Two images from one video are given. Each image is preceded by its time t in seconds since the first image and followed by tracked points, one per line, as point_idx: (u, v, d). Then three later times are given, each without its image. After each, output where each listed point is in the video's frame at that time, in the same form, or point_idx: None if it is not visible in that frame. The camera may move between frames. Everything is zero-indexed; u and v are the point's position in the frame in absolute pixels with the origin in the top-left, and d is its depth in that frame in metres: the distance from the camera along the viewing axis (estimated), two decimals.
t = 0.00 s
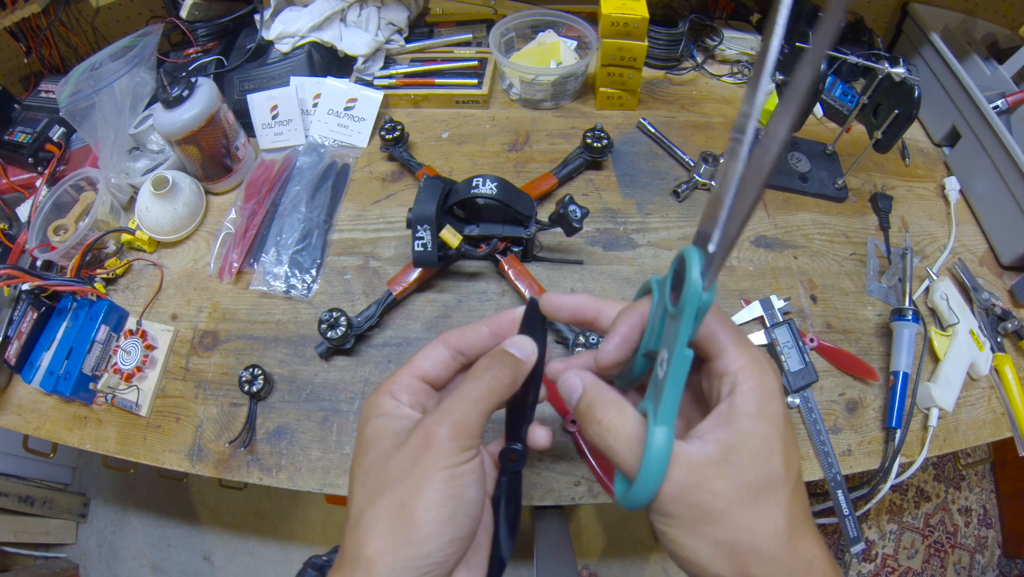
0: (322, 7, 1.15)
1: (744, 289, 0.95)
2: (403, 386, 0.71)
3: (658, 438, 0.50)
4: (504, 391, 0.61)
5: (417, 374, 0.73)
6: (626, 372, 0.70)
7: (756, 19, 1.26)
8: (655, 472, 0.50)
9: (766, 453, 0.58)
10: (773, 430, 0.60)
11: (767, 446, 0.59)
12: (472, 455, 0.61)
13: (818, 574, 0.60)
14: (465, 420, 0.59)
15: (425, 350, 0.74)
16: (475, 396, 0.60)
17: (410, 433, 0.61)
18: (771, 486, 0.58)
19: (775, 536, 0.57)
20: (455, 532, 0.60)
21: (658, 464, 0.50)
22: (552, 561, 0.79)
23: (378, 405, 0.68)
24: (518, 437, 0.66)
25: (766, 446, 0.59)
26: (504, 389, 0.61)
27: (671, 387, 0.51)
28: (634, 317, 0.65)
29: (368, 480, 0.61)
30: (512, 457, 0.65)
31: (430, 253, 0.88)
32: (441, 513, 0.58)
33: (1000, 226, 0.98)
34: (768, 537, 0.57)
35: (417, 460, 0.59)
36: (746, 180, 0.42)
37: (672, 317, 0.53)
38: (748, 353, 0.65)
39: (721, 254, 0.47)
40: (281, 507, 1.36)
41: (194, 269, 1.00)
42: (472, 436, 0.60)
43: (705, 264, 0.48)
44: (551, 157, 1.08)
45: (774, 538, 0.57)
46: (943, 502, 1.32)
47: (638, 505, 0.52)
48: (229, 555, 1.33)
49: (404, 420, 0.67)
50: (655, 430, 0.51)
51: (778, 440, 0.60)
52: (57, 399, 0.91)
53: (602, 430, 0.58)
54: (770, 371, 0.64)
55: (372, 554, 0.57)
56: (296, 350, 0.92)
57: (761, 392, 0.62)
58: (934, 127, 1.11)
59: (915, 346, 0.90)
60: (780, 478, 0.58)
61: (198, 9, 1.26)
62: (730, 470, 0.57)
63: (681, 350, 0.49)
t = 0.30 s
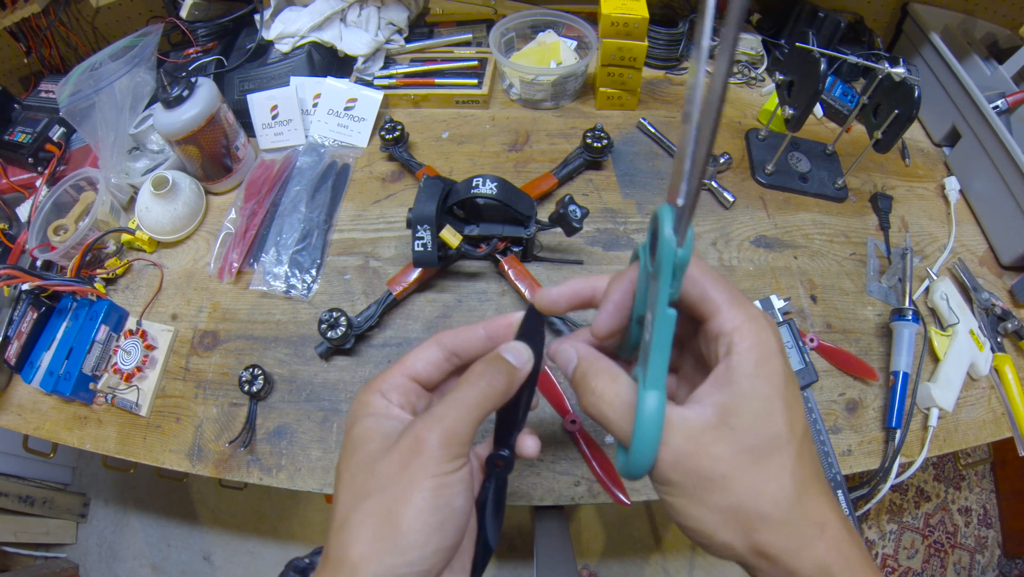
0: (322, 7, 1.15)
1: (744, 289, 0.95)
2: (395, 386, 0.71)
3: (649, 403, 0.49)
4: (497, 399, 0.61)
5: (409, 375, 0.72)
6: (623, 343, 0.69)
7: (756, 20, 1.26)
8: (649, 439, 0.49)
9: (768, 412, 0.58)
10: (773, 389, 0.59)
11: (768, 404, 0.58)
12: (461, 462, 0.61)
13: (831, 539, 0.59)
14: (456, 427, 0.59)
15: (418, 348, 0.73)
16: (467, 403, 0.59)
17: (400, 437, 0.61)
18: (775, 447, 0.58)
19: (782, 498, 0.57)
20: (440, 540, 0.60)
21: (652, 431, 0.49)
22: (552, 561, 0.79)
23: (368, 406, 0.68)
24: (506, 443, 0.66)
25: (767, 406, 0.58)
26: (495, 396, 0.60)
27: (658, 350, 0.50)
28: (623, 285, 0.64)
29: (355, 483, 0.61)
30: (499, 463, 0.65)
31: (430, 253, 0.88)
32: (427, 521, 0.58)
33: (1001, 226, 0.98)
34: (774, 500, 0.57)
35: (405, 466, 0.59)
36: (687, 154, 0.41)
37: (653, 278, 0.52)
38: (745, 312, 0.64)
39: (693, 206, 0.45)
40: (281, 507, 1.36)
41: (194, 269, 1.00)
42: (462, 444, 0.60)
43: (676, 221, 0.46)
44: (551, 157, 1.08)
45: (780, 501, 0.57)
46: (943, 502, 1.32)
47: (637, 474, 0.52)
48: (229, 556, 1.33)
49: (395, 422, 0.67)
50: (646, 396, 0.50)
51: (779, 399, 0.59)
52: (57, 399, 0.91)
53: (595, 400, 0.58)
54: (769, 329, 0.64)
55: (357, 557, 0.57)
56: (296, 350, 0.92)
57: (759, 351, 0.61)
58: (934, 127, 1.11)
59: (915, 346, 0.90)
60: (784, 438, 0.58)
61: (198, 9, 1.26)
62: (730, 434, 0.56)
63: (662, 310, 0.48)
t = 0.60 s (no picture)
0: (322, 7, 1.15)
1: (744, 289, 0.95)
2: (390, 392, 0.71)
3: (655, 399, 0.47)
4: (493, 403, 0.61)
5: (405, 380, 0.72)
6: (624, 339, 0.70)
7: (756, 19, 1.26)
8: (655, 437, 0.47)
9: (775, 409, 0.59)
10: (778, 385, 0.60)
11: (774, 401, 0.59)
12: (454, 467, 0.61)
13: (841, 540, 0.60)
14: (449, 430, 0.59)
15: (412, 353, 0.73)
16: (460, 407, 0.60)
17: (393, 443, 0.61)
18: (784, 443, 0.58)
19: (791, 496, 0.57)
20: (434, 546, 0.59)
21: (658, 430, 0.47)
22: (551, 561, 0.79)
23: (363, 413, 0.68)
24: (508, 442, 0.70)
25: (774, 402, 0.59)
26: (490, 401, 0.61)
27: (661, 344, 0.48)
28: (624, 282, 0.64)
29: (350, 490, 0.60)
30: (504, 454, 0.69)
31: (430, 253, 0.88)
32: (420, 525, 0.58)
33: (1001, 226, 0.98)
34: (784, 497, 0.57)
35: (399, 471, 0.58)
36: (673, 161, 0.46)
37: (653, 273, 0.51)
38: (745, 309, 0.65)
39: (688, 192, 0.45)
40: (281, 507, 1.35)
41: (194, 269, 1.00)
42: (456, 447, 0.60)
43: (673, 210, 0.46)
44: (551, 157, 1.08)
45: (789, 499, 0.57)
46: (943, 502, 1.32)
47: (644, 474, 0.49)
48: (229, 556, 1.34)
49: (388, 426, 0.66)
50: (652, 392, 0.47)
51: (785, 395, 0.60)
52: (57, 399, 0.91)
53: (601, 399, 0.56)
54: (771, 324, 0.65)
55: (350, 563, 0.56)
56: (296, 350, 0.92)
57: (762, 348, 0.62)
58: (934, 127, 1.11)
59: (915, 346, 0.90)
60: (792, 436, 0.59)
61: (198, 9, 1.26)
62: (739, 433, 0.57)
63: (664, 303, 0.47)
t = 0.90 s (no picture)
0: (322, 7, 1.15)
1: (744, 289, 0.95)
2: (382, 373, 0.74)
3: (644, 464, 0.49)
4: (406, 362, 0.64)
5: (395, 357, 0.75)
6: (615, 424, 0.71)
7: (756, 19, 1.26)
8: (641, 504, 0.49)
9: (755, 473, 0.60)
10: (759, 449, 0.61)
11: (756, 465, 0.60)
12: (368, 431, 0.65)
13: None
14: (345, 398, 0.64)
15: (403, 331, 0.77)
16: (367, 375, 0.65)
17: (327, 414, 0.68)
18: (764, 507, 0.60)
19: (769, 553, 0.59)
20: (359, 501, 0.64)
21: (646, 496, 0.49)
22: (551, 561, 0.79)
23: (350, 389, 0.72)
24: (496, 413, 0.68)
25: (755, 468, 0.60)
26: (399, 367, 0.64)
27: (651, 412, 0.52)
28: (616, 366, 0.69)
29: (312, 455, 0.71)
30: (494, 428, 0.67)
31: (430, 253, 0.88)
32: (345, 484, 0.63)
33: (1000, 226, 0.98)
34: (764, 555, 0.59)
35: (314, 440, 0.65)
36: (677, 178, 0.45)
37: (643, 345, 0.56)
38: (726, 380, 0.65)
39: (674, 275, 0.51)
40: (281, 507, 1.35)
41: (194, 269, 1.00)
42: (356, 413, 0.63)
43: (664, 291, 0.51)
44: (551, 158, 1.08)
45: (767, 554, 0.59)
46: (943, 502, 1.32)
47: (632, 538, 0.50)
48: (230, 555, 1.34)
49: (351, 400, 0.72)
50: (641, 457, 0.49)
51: (765, 458, 0.61)
52: (57, 399, 0.91)
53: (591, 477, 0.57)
54: (751, 394, 0.65)
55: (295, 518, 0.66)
56: (296, 350, 0.92)
57: (744, 415, 0.62)
58: (934, 127, 1.11)
59: (915, 346, 0.90)
60: (772, 497, 0.60)
61: (198, 9, 1.26)
62: (721, 494, 0.58)
63: (652, 369, 0.52)
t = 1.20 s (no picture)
0: (322, 7, 1.15)
1: (744, 289, 0.95)
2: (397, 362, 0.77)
3: (626, 497, 0.50)
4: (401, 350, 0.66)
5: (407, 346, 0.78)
6: (599, 445, 0.71)
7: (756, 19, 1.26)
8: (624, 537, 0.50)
9: (737, 494, 0.60)
10: (743, 469, 0.61)
11: (740, 485, 0.60)
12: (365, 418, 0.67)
13: None
14: (342, 384, 0.66)
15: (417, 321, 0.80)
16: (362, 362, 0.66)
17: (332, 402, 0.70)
18: (747, 527, 0.59)
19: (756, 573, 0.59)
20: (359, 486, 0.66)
21: (629, 526, 0.50)
22: (551, 562, 0.79)
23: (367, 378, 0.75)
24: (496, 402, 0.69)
25: (738, 488, 0.60)
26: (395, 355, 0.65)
27: (631, 443, 0.52)
28: (596, 388, 0.68)
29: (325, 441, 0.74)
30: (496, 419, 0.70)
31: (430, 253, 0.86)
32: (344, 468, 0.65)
33: (1000, 226, 0.98)
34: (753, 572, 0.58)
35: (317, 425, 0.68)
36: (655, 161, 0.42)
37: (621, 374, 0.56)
38: (712, 400, 0.66)
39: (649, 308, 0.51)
40: (281, 507, 1.35)
41: (194, 269, 1.00)
42: (353, 400, 0.65)
43: (640, 323, 0.51)
44: (551, 157, 1.08)
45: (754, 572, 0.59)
46: (943, 502, 1.32)
47: (617, 565, 0.52)
48: (230, 556, 1.34)
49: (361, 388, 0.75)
50: (623, 490, 0.51)
51: (750, 479, 0.61)
52: (57, 399, 0.91)
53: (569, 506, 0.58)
54: (739, 413, 0.66)
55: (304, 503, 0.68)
56: (296, 350, 0.92)
57: (729, 435, 0.63)
58: (934, 127, 1.11)
59: (915, 346, 0.90)
60: (756, 517, 0.60)
61: (198, 9, 1.26)
62: (703, 517, 0.58)
63: (630, 403, 0.52)
